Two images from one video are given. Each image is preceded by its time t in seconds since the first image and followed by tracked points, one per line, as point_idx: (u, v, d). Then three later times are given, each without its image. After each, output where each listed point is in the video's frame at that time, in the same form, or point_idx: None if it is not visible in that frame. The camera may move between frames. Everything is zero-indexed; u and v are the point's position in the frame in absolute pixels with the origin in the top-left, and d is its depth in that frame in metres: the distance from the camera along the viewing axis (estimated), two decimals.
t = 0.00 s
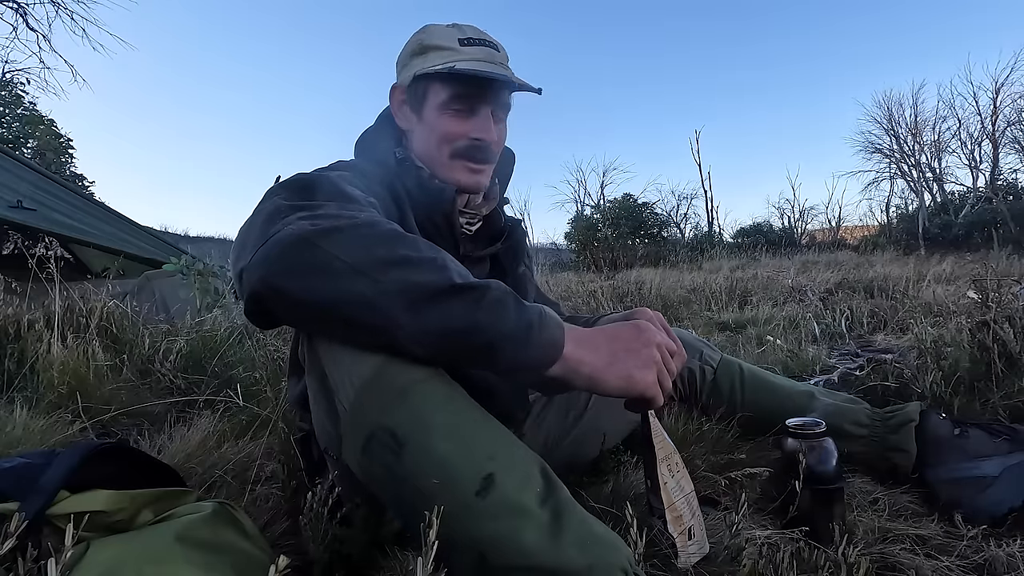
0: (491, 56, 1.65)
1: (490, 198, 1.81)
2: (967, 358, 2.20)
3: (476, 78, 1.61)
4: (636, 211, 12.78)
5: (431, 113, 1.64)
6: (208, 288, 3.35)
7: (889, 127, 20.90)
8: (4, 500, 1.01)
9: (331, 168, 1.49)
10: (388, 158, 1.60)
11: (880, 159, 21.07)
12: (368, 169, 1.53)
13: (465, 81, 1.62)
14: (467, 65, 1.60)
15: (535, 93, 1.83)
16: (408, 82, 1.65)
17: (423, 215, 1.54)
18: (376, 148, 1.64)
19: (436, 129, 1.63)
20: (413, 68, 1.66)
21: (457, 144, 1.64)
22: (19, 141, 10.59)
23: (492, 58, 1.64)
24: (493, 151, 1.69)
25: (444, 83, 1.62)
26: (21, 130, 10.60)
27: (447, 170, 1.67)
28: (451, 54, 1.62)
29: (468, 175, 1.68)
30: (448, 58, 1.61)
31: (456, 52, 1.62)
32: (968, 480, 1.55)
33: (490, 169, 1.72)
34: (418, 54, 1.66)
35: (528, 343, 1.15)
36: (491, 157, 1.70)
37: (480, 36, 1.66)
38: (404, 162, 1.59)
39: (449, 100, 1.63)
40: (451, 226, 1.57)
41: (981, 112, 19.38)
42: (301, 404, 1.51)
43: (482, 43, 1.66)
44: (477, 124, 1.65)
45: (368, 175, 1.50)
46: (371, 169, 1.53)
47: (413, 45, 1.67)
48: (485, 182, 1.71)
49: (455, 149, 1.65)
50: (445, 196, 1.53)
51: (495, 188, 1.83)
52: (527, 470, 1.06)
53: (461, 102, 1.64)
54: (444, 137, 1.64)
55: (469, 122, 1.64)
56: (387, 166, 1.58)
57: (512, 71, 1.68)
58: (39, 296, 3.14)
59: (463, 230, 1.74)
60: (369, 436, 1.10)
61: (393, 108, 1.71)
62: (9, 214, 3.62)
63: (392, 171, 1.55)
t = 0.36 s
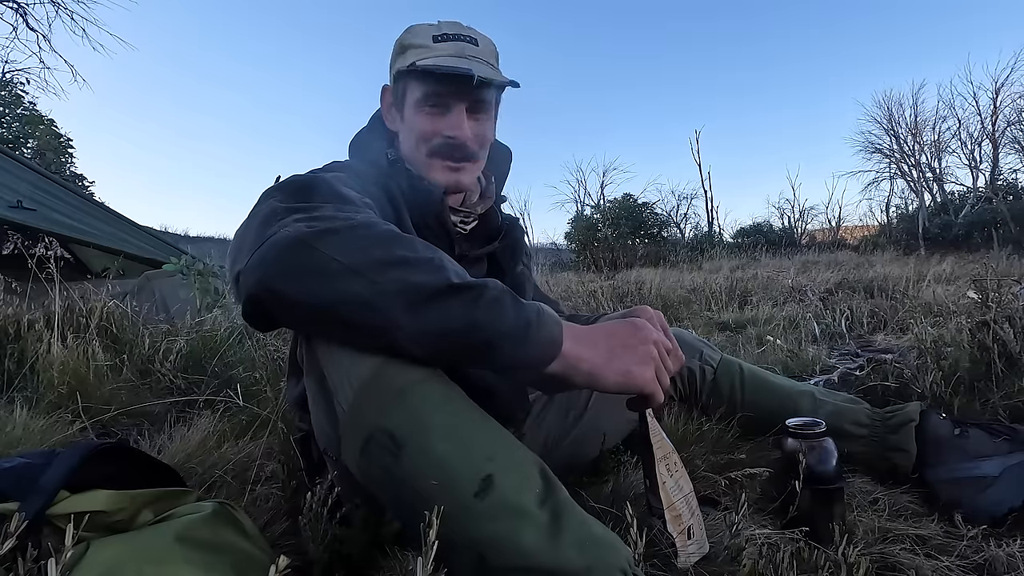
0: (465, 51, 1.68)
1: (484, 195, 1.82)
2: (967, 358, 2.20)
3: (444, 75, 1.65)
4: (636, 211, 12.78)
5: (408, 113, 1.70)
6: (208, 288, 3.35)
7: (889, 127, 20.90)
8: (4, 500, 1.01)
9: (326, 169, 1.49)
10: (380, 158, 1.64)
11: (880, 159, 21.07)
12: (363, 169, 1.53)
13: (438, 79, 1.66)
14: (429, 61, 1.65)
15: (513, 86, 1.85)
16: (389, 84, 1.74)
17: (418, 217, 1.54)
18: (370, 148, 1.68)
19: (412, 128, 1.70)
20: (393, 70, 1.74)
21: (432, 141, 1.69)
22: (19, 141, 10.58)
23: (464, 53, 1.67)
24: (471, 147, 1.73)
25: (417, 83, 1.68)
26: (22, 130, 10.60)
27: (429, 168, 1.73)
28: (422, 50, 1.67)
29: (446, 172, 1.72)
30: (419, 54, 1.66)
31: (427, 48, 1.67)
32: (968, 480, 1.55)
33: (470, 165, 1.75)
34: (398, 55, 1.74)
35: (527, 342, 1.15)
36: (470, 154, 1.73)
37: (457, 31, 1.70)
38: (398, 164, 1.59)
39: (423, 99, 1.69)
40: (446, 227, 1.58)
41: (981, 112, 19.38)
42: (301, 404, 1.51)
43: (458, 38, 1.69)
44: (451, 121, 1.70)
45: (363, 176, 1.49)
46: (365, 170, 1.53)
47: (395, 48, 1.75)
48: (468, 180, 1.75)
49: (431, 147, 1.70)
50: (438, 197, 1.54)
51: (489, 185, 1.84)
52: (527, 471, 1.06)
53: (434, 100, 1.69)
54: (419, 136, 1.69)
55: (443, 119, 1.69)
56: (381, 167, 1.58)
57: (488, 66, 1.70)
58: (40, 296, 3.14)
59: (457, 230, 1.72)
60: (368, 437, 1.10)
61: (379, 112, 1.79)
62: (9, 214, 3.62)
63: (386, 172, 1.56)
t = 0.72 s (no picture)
0: (489, 61, 1.64)
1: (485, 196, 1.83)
2: (967, 358, 2.20)
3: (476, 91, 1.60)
4: (636, 211, 12.78)
5: (431, 121, 1.64)
6: (208, 288, 3.35)
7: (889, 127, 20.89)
8: (4, 500, 1.01)
9: (324, 169, 1.49)
10: (379, 159, 1.62)
11: (880, 159, 21.07)
12: (361, 170, 1.53)
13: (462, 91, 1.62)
14: (469, 77, 1.58)
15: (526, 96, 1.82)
16: (406, 88, 1.64)
17: (416, 216, 1.54)
18: (368, 148, 1.67)
19: (436, 138, 1.65)
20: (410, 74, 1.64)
21: (458, 153, 1.67)
22: (19, 141, 10.57)
23: (491, 64, 1.63)
24: (491, 157, 1.73)
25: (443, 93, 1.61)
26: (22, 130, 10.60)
27: (447, 178, 1.71)
28: (449, 62, 1.61)
29: (467, 181, 1.72)
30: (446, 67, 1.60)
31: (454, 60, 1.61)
32: (968, 480, 1.55)
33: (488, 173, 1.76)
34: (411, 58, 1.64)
35: (526, 341, 1.14)
36: (489, 163, 1.73)
37: (474, 38, 1.65)
38: (397, 164, 1.59)
39: (449, 109, 1.63)
40: (445, 228, 1.58)
41: (981, 112, 19.38)
42: (301, 404, 1.51)
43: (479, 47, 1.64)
44: (477, 132, 1.67)
45: (362, 177, 1.50)
46: (363, 171, 1.53)
47: (407, 49, 1.65)
48: (484, 187, 1.76)
49: (455, 158, 1.67)
50: (438, 197, 1.53)
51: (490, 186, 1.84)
52: (526, 471, 1.06)
53: (460, 111, 1.64)
54: (444, 147, 1.65)
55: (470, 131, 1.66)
56: (380, 167, 1.58)
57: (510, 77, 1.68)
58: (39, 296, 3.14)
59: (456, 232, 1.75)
60: (368, 437, 1.10)
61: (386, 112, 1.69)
62: (9, 214, 3.62)
63: (385, 173, 1.56)
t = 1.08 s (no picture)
0: (500, 84, 1.59)
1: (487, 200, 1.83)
2: (967, 358, 2.20)
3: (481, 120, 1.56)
4: (636, 211, 12.79)
5: (434, 136, 1.60)
6: (208, 288, 3.35)
7: (889, 127, 20.89)
8: (4, 500, 1.01)
9: (325, 170, 1.49)
10: (380, 160, 1.62)
11: (880, 159, 21.06)
12: (363, 171, 1.54)
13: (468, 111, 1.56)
14: (475, 107, 1.52)
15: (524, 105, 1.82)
16: (414, 99, 1.59)
17: (418, 217, 1.54)
18: (369, 150, 1.66)
19: (438, 154, 1.61)
20: (418, 84, 1.58)
21: (459, 171, 1.63)
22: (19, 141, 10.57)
23: (502, 88, 1.59)
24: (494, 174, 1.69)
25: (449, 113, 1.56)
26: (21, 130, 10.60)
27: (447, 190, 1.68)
28: (459, 82, 1.55)
29: (467, 195, 1.69)
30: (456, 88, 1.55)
31: (464, 81, 1.55)
32: (968, 480, 1.55)
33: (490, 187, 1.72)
34: (422, 71, 1.59)
35: (529, 340, 1.14)
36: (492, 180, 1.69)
37: (489, 58, 1.59)
38: (398, 165, 1.60)
39: (454, 128, 1.58)
40: (446, 229, 1.58)
41: (981, 112, 19.37)
42: (301, 404, 1.51)
43: (493, 68, 1.59)
44: (481, 152, 1.62)
45: (364, 178, 1.50)
46: (364, 172, 1.53)
47: (418, 60, 1.59)
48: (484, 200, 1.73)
49: (456, 175, 1.64)
50: (440, 197, 1.53)
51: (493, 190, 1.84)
52: (527, 471, 1.06)
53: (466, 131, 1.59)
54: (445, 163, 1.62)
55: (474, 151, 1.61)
56: (381, 168, 1.58)
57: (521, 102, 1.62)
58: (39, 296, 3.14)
59: (458, 233, 1.75)
60: (368, 437, 1.10)
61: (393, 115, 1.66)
62: (9, 214, 3.62)
63: (386, 174, 1.56)
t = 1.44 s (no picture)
0: (504, 87, 1.59)
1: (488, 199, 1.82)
2: (967, 358, 2.20)
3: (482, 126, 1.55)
4: (636, 211, 12.79)
5: (437, 138, 1.59)
6: (208, 288, 3.35)
7: (889, 127, 20.89)
8: (4, 500, 1.01)
9: (326, 171, 1.49)
10: (381, 161, 1.62)
11: (880, 159, 21.07)
12: (363, 171, 1.54)
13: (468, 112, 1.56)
14: (481, 111, 1.52)
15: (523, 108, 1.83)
16: (417, 100, 1.58)
17: (419, 218, 1.54)
18: (370, 151, 1.67)
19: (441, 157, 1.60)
20: (421, 85, 1.58)
21: (461, 173, 1.63)
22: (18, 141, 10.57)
23: (506, 92, 1.58)
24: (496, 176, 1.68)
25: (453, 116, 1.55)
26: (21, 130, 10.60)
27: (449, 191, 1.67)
28: (464, 85, 1.55)
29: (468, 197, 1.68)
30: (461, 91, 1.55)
31: (469, 84, 1.55)
32: (968, 480, 1.55)
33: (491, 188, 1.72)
34: (426, 73, 1.58)
35: (530, 340, 1.14)
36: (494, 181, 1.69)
37: (493, 61, 1.59)
38: (399, 166, 1.60)
39: (458, 131, 1.58)
40: (447, 229, 1.58)
41: (981, 112, 19.38)
42: (301, 404, 1.51)
43: (497, 72, 1.58)
44: (484, 154, 1.62)
45: (364, 178, 1.50)
46: (365, 172, 1.53)
47: (422, 61, 1.58)
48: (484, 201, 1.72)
49: (458, 177, 1.63)
50: (441, 197, 1.53)
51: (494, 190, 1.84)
52: (527, 472, 1.06)
53: (469, 133, 1.58)
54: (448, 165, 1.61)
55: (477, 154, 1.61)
56: (382, 168, 1.58)
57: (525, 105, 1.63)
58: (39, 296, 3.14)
59: (459, 233, 1.75)
60: (368, 438, 1.10)
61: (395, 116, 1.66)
62: (10, 214, 3.62)
63: (387, 174, 1.56)
